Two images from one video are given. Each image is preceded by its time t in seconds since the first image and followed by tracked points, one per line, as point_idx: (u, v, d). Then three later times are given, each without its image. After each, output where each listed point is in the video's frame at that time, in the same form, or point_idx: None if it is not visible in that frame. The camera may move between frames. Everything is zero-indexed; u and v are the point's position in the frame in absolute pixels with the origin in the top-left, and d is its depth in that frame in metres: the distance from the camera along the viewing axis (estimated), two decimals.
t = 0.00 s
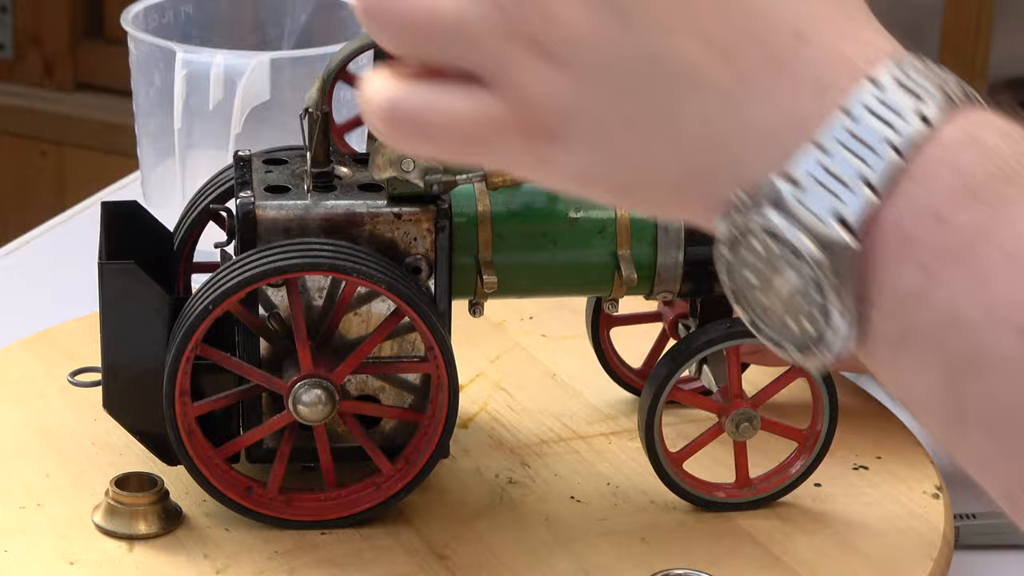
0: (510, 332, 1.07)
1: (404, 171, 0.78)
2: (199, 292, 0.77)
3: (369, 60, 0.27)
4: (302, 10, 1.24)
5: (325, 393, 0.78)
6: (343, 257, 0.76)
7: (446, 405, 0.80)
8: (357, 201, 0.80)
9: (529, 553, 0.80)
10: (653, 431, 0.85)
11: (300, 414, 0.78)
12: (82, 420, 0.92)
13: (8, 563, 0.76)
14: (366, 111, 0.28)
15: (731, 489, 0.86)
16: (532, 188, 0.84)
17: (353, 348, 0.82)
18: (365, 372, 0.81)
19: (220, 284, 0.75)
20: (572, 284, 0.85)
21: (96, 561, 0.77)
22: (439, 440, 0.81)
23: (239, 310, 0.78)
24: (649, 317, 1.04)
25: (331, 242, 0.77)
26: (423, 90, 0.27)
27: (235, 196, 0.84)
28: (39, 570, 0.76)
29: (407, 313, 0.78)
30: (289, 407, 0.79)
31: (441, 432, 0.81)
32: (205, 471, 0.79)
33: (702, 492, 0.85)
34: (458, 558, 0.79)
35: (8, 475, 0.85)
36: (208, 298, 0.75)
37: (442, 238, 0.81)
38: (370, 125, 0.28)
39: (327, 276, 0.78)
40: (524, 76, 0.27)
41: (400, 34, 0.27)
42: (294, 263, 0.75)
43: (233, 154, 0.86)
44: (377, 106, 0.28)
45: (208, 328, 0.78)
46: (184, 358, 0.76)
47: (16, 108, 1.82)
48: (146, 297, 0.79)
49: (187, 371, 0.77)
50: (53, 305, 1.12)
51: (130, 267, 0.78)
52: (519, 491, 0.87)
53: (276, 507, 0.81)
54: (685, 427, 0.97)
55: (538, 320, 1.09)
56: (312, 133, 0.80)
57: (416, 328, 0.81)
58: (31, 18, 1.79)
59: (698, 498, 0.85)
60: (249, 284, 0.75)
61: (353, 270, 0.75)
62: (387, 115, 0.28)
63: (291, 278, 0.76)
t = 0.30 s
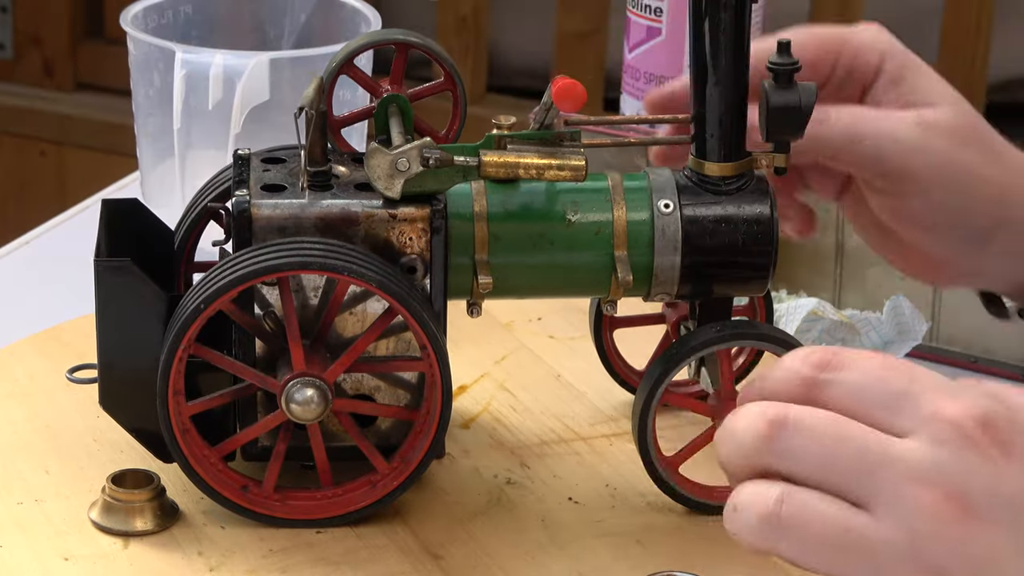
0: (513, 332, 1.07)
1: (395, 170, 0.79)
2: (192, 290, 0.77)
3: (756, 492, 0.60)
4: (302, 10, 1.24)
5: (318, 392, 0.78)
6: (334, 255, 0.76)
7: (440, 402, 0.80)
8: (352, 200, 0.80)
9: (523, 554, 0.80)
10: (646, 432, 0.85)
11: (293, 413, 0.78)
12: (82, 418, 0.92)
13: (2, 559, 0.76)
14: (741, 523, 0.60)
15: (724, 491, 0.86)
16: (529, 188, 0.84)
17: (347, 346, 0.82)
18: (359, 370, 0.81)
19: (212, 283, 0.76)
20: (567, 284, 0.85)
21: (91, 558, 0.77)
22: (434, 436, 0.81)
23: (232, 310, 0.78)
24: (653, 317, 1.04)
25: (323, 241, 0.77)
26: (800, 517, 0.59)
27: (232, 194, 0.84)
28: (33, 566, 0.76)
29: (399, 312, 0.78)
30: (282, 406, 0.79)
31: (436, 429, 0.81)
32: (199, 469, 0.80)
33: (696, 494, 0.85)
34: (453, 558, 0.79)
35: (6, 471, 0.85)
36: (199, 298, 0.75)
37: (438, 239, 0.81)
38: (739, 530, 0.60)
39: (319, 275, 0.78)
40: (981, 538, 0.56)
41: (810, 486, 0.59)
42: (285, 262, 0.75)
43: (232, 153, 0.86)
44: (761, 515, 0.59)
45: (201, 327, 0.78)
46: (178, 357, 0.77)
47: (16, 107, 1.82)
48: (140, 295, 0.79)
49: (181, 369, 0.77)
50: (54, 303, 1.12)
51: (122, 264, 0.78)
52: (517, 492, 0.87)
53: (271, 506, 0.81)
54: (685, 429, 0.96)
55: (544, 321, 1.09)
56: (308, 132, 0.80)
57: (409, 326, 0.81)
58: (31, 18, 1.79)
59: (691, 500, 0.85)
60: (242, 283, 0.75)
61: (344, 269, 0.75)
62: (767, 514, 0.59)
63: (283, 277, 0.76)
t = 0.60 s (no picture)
0: (512, 332, 1.08)
1: (395, 169, 0.78)
2: (191, 291, 0.77)
3: (702, 500, 0.68)
4: (302, 10, 1.24)
5: (318, 392, 0.78)
6: (333, 255, 0.76)
7: (439, 401, 0.80)
8: (351, 200, 0.80)
9: (525, 554, 0.80)
10: (646, 432, 0.85)
11: (293, 413, 0.78)
12: (83, 419, 0.92)
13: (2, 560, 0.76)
14: (686, 528, 0.68)
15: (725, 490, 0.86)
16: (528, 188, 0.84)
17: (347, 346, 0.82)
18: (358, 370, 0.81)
19: (211, 284, 0.76)
20: (566, 284, 0.85)
21: (92, 558, 0.77)
22: (435, 435, 0.81)
23: (231, 310, 0.78)
24: (652, 317, 1.04)
25: (322, 241, 0.77)
26: (743, 520, 0.67)
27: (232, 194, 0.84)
28: (34, 567, 0.76)
29: (399, 312, 0.78)
30: (282, 406, 0.79)
31: (436, 428, 0.81)
32: (199, 470, 0.80)
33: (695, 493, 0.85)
34: (454, 558, 0.79)
35: (7, 472, 0.85)
36: (199, 299, 0.75)
37: (437, 239, 0.81)
38: (685, 535, 0.68)
39: (318, 275, 0.78)
40: (913, 542, 0.65)
41: (751, 496, 0.67)
42: (284, 262, 0.75)
43: (230, 153, 0.86)
44: (705, 521, 0.67)
45: (201, 328, 0.78)
46: (177, 358, 0.77)
47: (15, 107, 1.82)
48: (140, 295, 0.79)
49: (180, 370, 0.77)
50: (54, 303, 1.12)
51: (122, 264, 0.78)
52: (517, 491, 0.87)
53: (271, 506, 0.81)
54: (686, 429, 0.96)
55: (542, 321, 1.10)
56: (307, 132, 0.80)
57: (409, 326, 0.81)
58: (30, 17, 1.79)
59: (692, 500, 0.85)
60: (241, 283, 0.75)
61: (343, 270, 0.75)
62: (714, 519, 0.67)
63: (282, 278, 0.76)
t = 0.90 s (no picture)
0: (513, 332, 1.08)
1: (399, 172, 0.78)
2: (191, 292, 0.77)
3: (722, 514, 0.67)
4: (302, 10, 1.24)
5: (318, 392, 0.78)
6: (332, 256, 0.76)
7: (439, 401, 0.80)
8: (351, 200, 0.80)
9: (526, 554, 0.80)
10: (645, 433, 0.85)
11: (293, 413, 0.78)
12: (83, 418, 0.92)
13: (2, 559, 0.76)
14: (703, 540, 0.67)
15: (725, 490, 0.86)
16: (528, 188, 0.84)
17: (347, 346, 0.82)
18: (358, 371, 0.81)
19: (211, 284, 0.75)
20: (566, 284, 0.85)
21: (92, 558, 0.77)
22: (434, 435, 0.81)
23: (231, 310, 0.78)
24: (652, 317, 1.04)
25: (321, 241, 0.77)
26: (763, 536, 0.66)
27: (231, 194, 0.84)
28: (34, 567, 0.76)
29: (398, 312, 0.78)
30: (282, 407, 0.79)
31: (436, 428, 0.81)
32: (199, 471, 0.80)
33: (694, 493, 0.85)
34: (454, 559, 0.79)
35: (6, 472, 0.85)
36: (198, 299, 0.75)
37: (437, 239, 0.81)
38: (703, 547, 0.67)
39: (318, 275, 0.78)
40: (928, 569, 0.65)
41: (772, 513, 0.66)
42: (283, 262, 0.75)
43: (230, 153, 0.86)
44: (726, 535, 0.66)
45: (200, 329, 0.78)
46: (177, 358, 0.76)
47: (15, 107, 1.82)
48: (140, 295, 0.79)
49: (180, 371, 0.77)
50: (54, 304, 1.12)
51: (122, 264, 0.78)
52: (517, 491, 0.87)
53: (271, 506, 0.81)
54: (686, 429, 0.96)
55: (543, 321, 1.10)
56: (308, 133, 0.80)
57: (408, 326, 0.81)
58: (30, 17, 1.79)
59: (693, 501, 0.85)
60: (241, 284, 0.75)
61: (343, 270, 0.75)
62: (733, 532, 0.66)
63: (281, 278, 0.76)
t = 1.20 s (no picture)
0: (513, 332, 1.07)
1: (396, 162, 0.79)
2: (188, 292, 0.77)
3: (721, 524, 0.67)
4: (302, 10, 1.24)
5: (315, 392, 0.78)
6: (329, 256, 0.76)
7: (437, 400, 0.80)
8: (349, 200, 0.80)
9: (526, 555, 0.80)
10: (644, 433, 0.85)
11: (291, 413, 0.78)
12: (83, 418, 0.92)
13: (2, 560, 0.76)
14: (702, 550, 0.67)
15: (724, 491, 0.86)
16: (526, 188, 0.84)
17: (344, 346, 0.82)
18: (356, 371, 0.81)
19: (208, 285, 0.75)
20: (565, 284, 0.85)
21: (92, 558, 0.77)
22: (432, 435, 0.81)
23: (228, 311, 0.78)
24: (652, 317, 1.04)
25: (318, 242, 0.77)
26: (762, 546, 0.66)
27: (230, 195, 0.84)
28: (33, 567, 0.76)
29: (396, 311, 0.78)
30: (280, 408, 0.79)
31: (434, 427, 0.81)
32: (198, 471, 0.80)
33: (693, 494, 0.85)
34: (454, 559, 0.79)
35: (6, 473, 0.85)
36: (195, 300, 0.75)
37: (435, 239, 0.81)
38: (702, 557, 0.67)
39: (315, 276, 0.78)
40: None
41: (771, 524, 0.67)
42: (280, 263, 0.75)
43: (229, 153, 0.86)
44: (724, 547, 0.66)
45: (198, 330, 0.78)
46: (174, 360, 0.76)
47: (16, 107, 1.82)
48: (138, 296, 0.79)
49: (178, 372, 0.77)
50: (53, 304, 1.12)
51: (120, 265, 0.78)
52: (517, 491, 0.87)
53: (270, 507, 0.81)
54: (686, 429, 0.96)
55: (543, 321, 1.10)
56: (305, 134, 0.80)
57: (406, 326, 0.80)
58: (31, 17, 1.79)
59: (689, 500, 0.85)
60: (238, 284, 0.75)
61: (341, 270, 0.75)
62: (732, 544, 0.66)
63: (277, 278, 0.76)
